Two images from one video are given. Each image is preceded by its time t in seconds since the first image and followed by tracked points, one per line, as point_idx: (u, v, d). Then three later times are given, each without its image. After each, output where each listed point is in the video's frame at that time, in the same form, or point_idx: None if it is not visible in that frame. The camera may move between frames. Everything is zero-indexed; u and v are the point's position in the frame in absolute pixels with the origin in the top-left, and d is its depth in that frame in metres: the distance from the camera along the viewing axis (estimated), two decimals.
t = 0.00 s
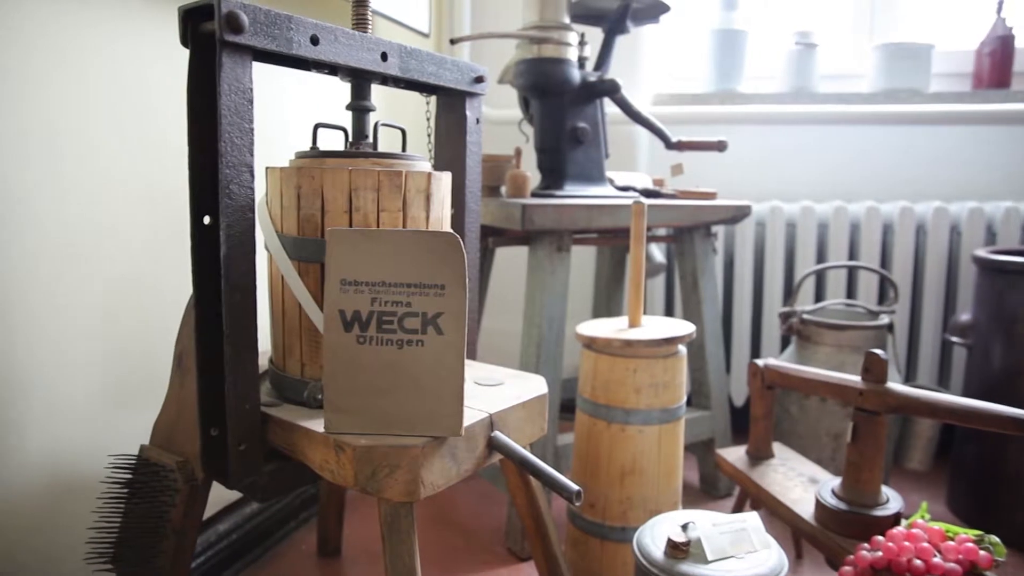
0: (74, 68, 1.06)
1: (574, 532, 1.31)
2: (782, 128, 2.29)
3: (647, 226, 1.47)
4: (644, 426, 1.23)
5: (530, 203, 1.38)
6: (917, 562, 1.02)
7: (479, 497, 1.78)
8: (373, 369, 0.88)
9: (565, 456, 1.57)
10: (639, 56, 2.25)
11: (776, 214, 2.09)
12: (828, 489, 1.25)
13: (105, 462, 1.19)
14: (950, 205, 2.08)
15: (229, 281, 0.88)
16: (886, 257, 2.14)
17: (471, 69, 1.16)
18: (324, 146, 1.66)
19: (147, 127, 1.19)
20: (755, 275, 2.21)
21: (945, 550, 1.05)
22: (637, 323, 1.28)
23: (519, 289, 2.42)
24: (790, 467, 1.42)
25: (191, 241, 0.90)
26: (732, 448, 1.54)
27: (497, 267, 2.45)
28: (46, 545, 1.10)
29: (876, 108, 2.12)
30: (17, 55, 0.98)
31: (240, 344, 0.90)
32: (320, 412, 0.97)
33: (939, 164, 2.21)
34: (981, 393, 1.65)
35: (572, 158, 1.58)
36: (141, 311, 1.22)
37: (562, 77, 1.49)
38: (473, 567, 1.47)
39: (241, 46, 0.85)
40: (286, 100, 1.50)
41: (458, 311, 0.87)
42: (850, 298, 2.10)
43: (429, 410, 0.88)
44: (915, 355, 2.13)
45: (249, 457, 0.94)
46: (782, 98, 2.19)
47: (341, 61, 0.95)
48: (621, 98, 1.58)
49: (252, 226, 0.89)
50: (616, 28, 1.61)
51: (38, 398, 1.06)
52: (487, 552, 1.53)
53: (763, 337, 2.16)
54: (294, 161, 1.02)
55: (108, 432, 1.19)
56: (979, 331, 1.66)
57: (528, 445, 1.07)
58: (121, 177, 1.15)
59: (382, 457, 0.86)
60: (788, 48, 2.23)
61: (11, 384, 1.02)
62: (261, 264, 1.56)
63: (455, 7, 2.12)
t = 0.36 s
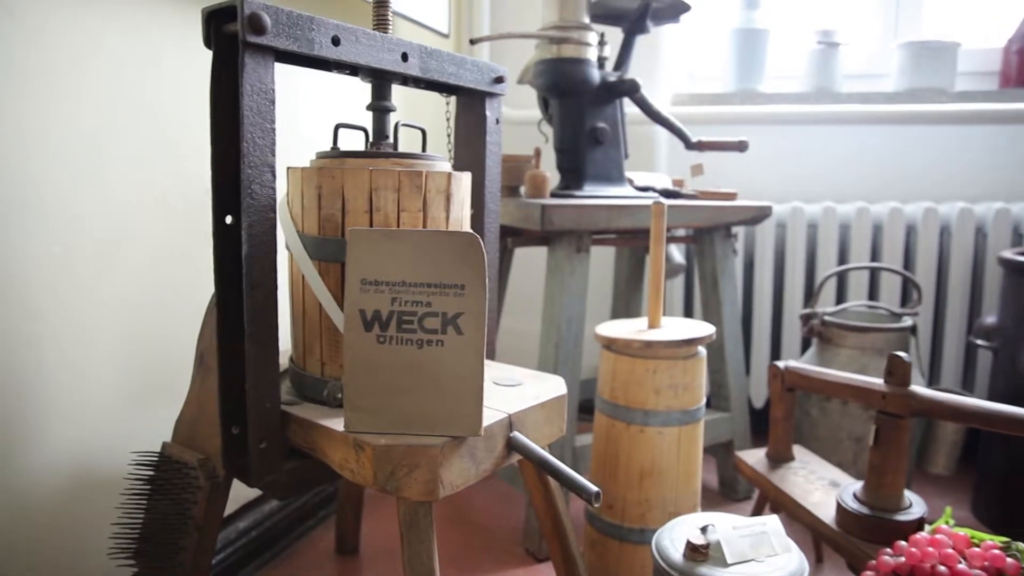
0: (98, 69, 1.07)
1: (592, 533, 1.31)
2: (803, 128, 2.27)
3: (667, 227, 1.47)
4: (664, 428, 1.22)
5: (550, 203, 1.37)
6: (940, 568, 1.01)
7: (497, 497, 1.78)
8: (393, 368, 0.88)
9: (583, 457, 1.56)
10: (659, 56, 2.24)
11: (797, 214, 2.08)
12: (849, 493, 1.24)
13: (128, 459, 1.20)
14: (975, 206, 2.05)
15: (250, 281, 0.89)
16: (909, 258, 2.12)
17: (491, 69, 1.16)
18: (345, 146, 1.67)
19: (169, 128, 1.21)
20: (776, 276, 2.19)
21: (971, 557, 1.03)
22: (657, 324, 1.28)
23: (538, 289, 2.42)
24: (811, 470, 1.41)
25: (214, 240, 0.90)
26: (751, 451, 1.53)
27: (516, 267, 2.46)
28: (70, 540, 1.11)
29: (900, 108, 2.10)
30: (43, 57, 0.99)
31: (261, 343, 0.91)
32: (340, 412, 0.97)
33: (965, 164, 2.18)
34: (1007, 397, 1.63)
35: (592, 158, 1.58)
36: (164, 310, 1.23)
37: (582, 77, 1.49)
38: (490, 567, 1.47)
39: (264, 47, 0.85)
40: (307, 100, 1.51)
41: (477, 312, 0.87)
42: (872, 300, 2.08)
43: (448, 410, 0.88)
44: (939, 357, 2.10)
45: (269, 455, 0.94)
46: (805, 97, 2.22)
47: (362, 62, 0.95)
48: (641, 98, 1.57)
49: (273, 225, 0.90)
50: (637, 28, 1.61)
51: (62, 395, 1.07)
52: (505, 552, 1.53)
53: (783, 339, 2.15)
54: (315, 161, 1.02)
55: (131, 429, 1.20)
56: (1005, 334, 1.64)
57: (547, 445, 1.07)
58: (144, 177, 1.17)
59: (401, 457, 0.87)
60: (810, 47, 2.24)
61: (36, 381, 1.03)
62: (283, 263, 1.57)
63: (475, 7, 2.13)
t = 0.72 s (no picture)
0: (121, 70, 1.08)
1: (609, 534, 1.31)
2: (824, 128, 2.25)
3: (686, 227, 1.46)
4: (682, 430, 1.22)
5: (568, 203, 1.37)
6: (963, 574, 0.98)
7: (514, 497, 1.78)
8: (412, 368, 0.89)
9: (601, 458, 1.56)
10: (678, 56, 2.24)
11: (817, 215, 2.06)
12: (870, 496, 1.23)
13: (150, 456, 1.21)
14: (1000, 207, 2.02)
15: (271, 280, 0.89)
16: (932, 260, 2.10)
17: (510, 69, 1.16)
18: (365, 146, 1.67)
19: (191, 128, 1.22)
20: (796, 277, 2.18)
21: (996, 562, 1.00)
22: (675, 325, 1.27)
23: (556, 290, 2.42)
24: (831, 473, 1.39)
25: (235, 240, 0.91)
26: (770, 454, 1.52)
27: (534, 268, 2.46)
28: (93, 536, 1.13)
29: (923, 107, 2.08)
30: (69, 60, 1.00)
31: (281, 343, 0.91)
32: (359, 411, 0.98)
33: (989, 164, 2.15)
34: None
35: (611, 158, 1.57)
36: (186, 309, 1.25)
37: (601, 77, 1.49)
38: (508, 567, 1.47)
39: (285, 48, 0.86)
40: (327, 101, 1.52)
41: (496, 312, 0.87)
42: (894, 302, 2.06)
43: (467, 410, 0.88)
44: (963, 360, 2.08)
45: (289, 454, 0.95)
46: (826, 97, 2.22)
47: (382, 63, 0.95)
48: (660, 98, 1.57)
49: (294, 225, 0.90)
50: (656, 27, 1.61)
51: (85, 393, 1.08)
52: (522, 552, 1.53)
53: (803, 341, 2.13)
54: (335, 161, 1.03)
55: (153, 427, 1.21)
56: None
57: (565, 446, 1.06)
58: (167, 177, 1.18)
59: (420, 457, 0.87)
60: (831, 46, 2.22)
61: (60, 378, 1.04)
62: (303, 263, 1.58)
63: (494, 7, 2.13)
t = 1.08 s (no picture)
0: (143, 71, 1.09)
1: (627, 535, 1.31)
2: (845, 128, 2.23)
3: (705, 228, 1.45)
4: (701, 431, 1.21)
5: (587, 204, 1.37)
6: None
7: (531, 497, 1.78)
8: (431, 368, 0.89)
9: (618, 459, 1.56)
10: (697, 56, 2.23)
11: (837, 216, 2.04)
12: (892, 500, 1.21)
13: (171, 453, 1.23)
14: None
15: (291, 280, 0.90)
16: (955, 261, 2.07)
17: (529, 70, 1.16)
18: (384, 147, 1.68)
19: (212, 128, 1.23)
20: (816, 279, 2.16)
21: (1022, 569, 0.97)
22: (694, 326, 1.26)
23: (574, 290, 2.42)
24: (851, 477, 1.38)
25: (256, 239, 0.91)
26: (790, 456, 1.50)
27: (552, 268, 2.46)
28: (117, 533, 1.14)
29: (946, 107, 2.06)
30: (92, 62, 1.01)
31: (302, 342, 0.92)
32: (378, 410, 0.98)
33: (1015, 164, 2.12)
34: None
35: (629, 159, 1.57)
36: (207, 308, 1.26)
37: (620, 77, 1.48)
38: (525, 568, 1.47)
39: (306, 49, 0.86)
40: (347, 102, 1.53)
41: (516, 312, 0.87)
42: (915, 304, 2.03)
43: (486, 410, 0.88)
44: (986, 363, 2.05)
45: (309, 453, 0.96)
46: (846, 97, 2.22)
47: (402, 63, 0.96)
48: (680, 98, 1.56)
49: (314, 225, 0.91)
50: (675, 27, 1.60)
51: (107, 391, 1.10)
52: (539, 553, 1.53)
53: (822, 343, 2.11)
54: (355, 161, 1.03)
55: (174, 425, 1.23)
56: None
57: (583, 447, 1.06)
58: (189, 177, 1.19)
59: (438, 457, 0.87)
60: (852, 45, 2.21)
61: (84, 376, 1.06)
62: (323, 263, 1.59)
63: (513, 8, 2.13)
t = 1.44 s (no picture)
0: (163, 72, 1.10)
1: (643, 537, 1.30)
2: (865, 128, 2.21)
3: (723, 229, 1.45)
4: (718, 433, 1.20)
5: (604, 204, 1.37)
6: None
7: (546, 498, 1.78)
8: (448, 368, 0.89)
9: (634, 460, 1.55)
10: (715, 56, 2.22)
11: (857, 217, 2.02)
12: (913, 504, 1.20)
13: (190, 451, 1.24)
14: None
15: (309, 279, 0.90)
16: (977, 263, 2.05)
17: (547, 70, 1.15)
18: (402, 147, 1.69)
19: (231, 128, 1.23)
20: (834, 280, 2.15)
21: None
22: (712, 327, 1.26)
23: (590, 290, 2.42)
24: (870, 480, 1.37)
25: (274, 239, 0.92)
26: (808, 459, 1.49)
27: (568, 268, 2.46)
28: (137, 529, 1.15)
29: (968, 107, 2.03)
30: (113, 62, 1.02)
31: (320, 342, 0.92)
32: (395, 410, 0.98)
33: None
34: None
35: (647, 159, 1.56)
36: (226, 307, 1.27)
37: (638, 77, 1.48)
38: (540, 569, 1.47)
39: (325, 50, 0.86)
40: (365, 103, 1.54)
41: (533, 312, 0.87)
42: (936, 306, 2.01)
43: (503, 410, 0.88)
44: (1009, 367, 2.02)
45: (326, 452, 0.96)
46: (866, 96, 2.20)
47: (420, 64, 0.96)
48: (698, 98, 1.55)
49: (332, 225, 0.91)
50: (694, 27, 1.59)
51: (127, 389, 1.11)
52: (554, 553, 1.53)
53: (841, 345, 2.10)
54: (373, 161, 1.03)
55: (193, 423, 1.24)
56: None
57: (600, 448, 1.06)
58: (208, 177, 1.20)
59: (455, 457, 0.87)
60: (872, 45, 2.19)
61: (105, 374, 1.07)
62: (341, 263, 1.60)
63: (531, 8, 2.13)
